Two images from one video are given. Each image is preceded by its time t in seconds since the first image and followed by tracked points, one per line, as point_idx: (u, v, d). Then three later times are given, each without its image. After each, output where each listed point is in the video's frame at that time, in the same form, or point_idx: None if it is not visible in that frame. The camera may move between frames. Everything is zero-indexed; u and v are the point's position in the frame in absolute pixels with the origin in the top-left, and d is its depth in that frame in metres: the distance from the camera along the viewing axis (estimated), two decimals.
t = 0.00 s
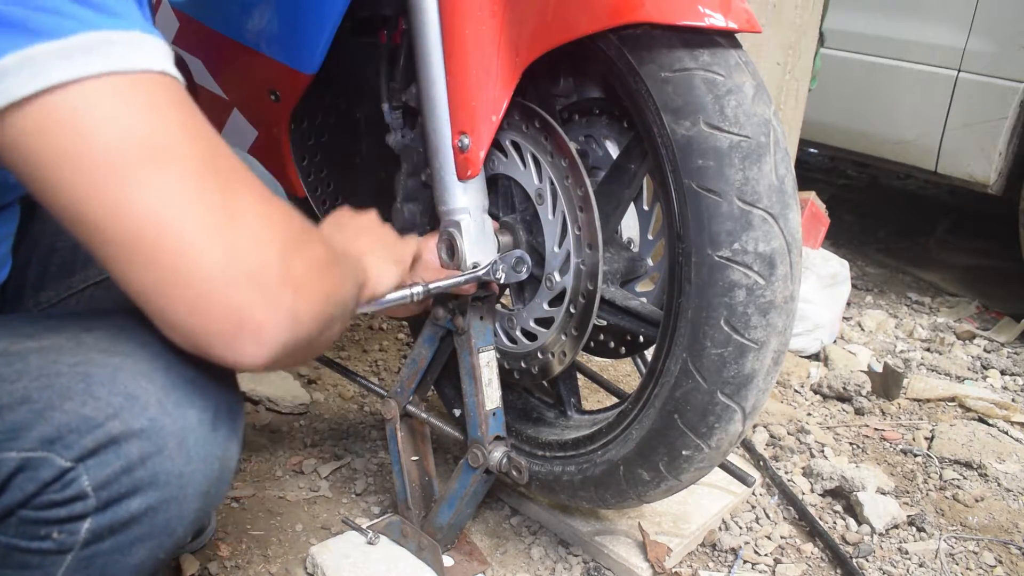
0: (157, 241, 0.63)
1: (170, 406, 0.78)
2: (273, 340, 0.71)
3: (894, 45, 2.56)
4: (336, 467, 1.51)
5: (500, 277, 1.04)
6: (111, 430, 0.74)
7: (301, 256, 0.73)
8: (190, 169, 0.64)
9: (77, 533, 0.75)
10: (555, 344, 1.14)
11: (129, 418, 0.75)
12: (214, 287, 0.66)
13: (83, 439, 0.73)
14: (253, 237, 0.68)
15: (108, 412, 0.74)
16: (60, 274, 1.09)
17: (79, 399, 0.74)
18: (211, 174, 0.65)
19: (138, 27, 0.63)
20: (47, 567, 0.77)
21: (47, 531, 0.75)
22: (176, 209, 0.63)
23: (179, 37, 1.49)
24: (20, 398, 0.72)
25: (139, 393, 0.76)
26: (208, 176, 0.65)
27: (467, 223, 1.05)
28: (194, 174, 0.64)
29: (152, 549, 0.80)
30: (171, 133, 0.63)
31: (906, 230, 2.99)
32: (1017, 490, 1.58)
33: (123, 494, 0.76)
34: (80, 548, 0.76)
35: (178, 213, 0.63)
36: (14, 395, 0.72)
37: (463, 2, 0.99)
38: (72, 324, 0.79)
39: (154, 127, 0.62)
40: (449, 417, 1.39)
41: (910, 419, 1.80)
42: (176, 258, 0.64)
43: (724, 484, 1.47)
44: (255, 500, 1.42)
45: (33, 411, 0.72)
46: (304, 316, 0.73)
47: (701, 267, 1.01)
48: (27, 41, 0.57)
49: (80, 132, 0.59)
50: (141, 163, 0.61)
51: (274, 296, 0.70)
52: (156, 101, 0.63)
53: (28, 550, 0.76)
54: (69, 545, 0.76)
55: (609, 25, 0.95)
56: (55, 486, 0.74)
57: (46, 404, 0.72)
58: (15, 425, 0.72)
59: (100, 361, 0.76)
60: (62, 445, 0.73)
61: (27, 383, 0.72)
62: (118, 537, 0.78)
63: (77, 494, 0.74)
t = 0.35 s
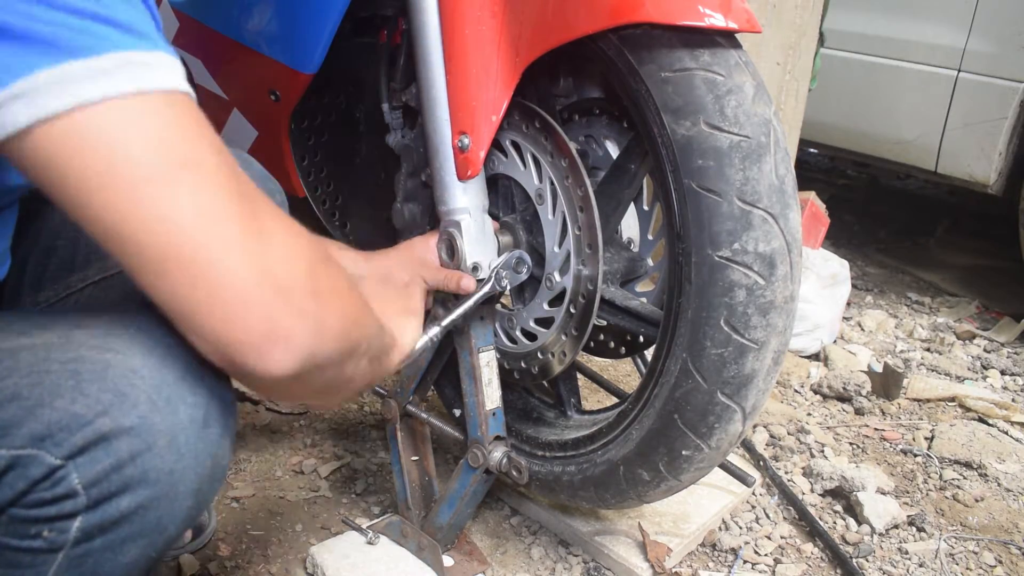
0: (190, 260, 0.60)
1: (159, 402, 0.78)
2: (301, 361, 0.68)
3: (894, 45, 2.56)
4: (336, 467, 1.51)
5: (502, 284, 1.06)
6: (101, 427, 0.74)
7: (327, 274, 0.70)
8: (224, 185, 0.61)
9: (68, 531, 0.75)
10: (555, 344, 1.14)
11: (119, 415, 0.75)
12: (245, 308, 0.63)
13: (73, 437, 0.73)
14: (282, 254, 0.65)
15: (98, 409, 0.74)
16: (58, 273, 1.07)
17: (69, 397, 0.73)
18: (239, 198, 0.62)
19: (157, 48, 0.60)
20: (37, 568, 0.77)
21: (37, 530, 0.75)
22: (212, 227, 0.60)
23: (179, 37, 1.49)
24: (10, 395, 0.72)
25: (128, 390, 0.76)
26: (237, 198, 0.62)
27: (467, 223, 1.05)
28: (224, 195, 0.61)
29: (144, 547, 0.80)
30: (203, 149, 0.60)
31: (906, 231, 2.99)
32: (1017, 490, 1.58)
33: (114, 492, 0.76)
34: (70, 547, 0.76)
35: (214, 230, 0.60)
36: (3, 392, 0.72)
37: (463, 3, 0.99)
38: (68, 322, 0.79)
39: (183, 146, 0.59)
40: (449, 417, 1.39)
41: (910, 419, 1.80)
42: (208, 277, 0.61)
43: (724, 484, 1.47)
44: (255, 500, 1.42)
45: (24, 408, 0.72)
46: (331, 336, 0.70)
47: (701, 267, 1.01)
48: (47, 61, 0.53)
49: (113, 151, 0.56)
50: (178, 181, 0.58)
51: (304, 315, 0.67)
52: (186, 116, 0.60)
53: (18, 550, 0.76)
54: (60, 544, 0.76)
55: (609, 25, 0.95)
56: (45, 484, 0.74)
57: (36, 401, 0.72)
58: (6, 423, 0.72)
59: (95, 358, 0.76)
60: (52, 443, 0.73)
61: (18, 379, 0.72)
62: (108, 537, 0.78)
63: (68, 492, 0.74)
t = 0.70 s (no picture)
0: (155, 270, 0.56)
1: (174, 407, 0.78)
2: (279, 382, 0.63)
3: (894, 45, 2.56)
4: (336, 467, 1.51)
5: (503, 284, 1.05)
6: (116, 429, 0.74)
7: (320, 296, 0.65)
8: (199, 186, 0.57)
9: (80, 532, 0.76)
10: (554, 344, 1.14)
11: (133, 417, 0.75)
12: (213, 317, 0.58)
13: (88, 439, 0.73)
14: (261, 267, 0.60)
15: (112, 412, 0.74)
16: (65, 276, 1.10)
17: (83, 400, 0.73)
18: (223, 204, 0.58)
19: (158, 51, 0.57)
20: (49, 568, 0.77)
21: (49, 530, 0.75)
22: (179, 230, 0.55)
23: (179, 38, 1.49)
24: (23, 397, 0.71)
25: (146, 392, 0.76)
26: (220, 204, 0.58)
27: (467, 223, 1.05)
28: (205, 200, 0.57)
29: (155, 548, 0.80)
30: (181, 156, 0.56)
31: (906, 230, 2.99)
32: (1017, 490, 1.58)
33: (127, 493, 0.76)
34: (82, 548, 0.76)
35: (181, 233, 0.56)
36: (17, 394, 0.71)
37: (463, 3, 0.99)
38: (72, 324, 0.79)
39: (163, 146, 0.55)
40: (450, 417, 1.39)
41: (910, 419, 1.80)
42: (173, 282, 0.56)
43: (724, 484, 1.47)
44: (255, 500, 1.42)
45: (38, 410, 0.72)
46: (315, 357, 0.64)
47: (701, 268, 1.02)
48: (40, 55, 0.52)
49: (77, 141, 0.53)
50: (140, 176, 0.54)
51: (281, 331, 0.61)
52: (165, 116, 0.56)
53: (29, 550, 0.76)
54: (72, 545, 0.76)
55: (609, 25, 0.95)
56: (59, 485, 0.74)
57: (50, 403, 0.72)
58: (19, 424, 0.71)
59: (97, 360, 0.76)
60: (66, 445, 0.73)
61: (31, 381, 0.72)
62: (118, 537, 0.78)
63: (81, 493, 0.74)
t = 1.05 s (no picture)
0: (169, 244, 0.57)
1: (122, 400, 0.75)
2: (291, 352, 0.65)
3: (894, 45, 2.56)
4: (336, 467, 1.50)
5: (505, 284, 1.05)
6: (61, 427, 0.71)
7: (324, 269, 0.67)
8: (200, 154, 0.58)
9: (31, 536, 0.73)
10: (555, 344, 1.14)
11: (81, 415, 0.72)
12: (217, 275, 0.60)
13: (34, 438, 0.71)
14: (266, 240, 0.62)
15: (58, 409, 0.71)
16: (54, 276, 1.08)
17: (30, 397, 0.71)
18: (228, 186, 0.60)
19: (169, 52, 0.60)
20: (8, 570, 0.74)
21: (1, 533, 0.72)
22: (190, 209, 0.57)
23: (179, 38, 1.49)
24: None
25: (91, 389, 0.73)
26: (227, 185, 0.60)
27: (467, 222, 1.05)
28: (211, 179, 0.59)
29: (114, 549, 0.77)
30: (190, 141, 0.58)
31: (906, 230, 3.00)
32: (1017, 490, 1.58)
33: (78, 494, 0.73)
34: (36, 551, 0.73)
35: (192, 212, 0.57)
36: None
37: (463, 2, 0.99)
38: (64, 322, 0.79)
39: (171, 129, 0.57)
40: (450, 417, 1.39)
41: (910, 418, 1.80)
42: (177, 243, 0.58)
43: (724, 484, 1.47)
44: (255, 500, 1.42)
45: None
46: (318, 316, 0.66)
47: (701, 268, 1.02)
48: (68, 53, 0.53)
49: (81, 122, 0.53)
50: (142, 147, 0.55)
51: (289, 302, 0.63)
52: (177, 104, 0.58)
53: None
54: (25, 549, 0.73)
55: (609, 25, 0.95)
56: (6, 486, 0.71)
57: None
58: None
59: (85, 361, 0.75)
60: (13, 443, 0.70)
61: None
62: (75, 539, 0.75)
63: (28, 495, 0.71)
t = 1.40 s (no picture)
0: (115, 241, 0.54)
1: (125, 402, 0.75)
2: (262, 349, 0.61)
3: (894, 45, 2.56)
4: (336, 467, 1.51)
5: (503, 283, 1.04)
6: (69, 428, 0.71)
7: (301, 253, 0.63)
8: (144, 138, 0.55)
9: (37, 538, 0.73)
10: (555, 344, 1.14)
11: (85, 416, 0.73)
12: (178, 285, 0.56)
13: (42, 439, 0.70)
14: (227, 228, 0.58)
15: (64, 411, 0.71)
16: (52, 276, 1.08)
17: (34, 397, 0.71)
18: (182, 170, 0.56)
19: (110, 18, 0.56)
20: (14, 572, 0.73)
21: (9, 535, 0.72)
22: (134, 197, 0.54)
23: (179, 38, 1.49)
24: None
25: (96, 391, 0.74)
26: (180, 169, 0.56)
27: (467, 222, 1.05)
28: (161, 163, 0.55)
29: (118, 550, 0.77)
30: (138, 126, 0.55)
31: (906, 230, 3.00)
32: (1017, 490, 1.58)
33: (86, 494, 0.73)
34: (46, 552, 0.73)
35: (140, 201, 0.54)
36: None
37: (463, 2, 0.99)
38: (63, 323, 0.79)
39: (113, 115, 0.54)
40: (449, 417, 1.39)
41: (910, 418, 1.80)
42: (134, 254, 0.54)
43: (724, 484, 1.47)
44: (255, 500, 1.42)
45: None
46: (295, 323, 0.62)
47: (701, 267, 1.01)
48: None
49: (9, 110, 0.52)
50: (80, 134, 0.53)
51: (256, 298, 0.59)
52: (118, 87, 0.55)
53: None
54: (35, 549, 0.73)
55: (609, 25, 0.95)
56: (16, 487, 0.71)
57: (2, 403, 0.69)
58: None
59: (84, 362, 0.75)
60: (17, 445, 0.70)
61: None
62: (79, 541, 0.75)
63: (38, 496, 0.71)
